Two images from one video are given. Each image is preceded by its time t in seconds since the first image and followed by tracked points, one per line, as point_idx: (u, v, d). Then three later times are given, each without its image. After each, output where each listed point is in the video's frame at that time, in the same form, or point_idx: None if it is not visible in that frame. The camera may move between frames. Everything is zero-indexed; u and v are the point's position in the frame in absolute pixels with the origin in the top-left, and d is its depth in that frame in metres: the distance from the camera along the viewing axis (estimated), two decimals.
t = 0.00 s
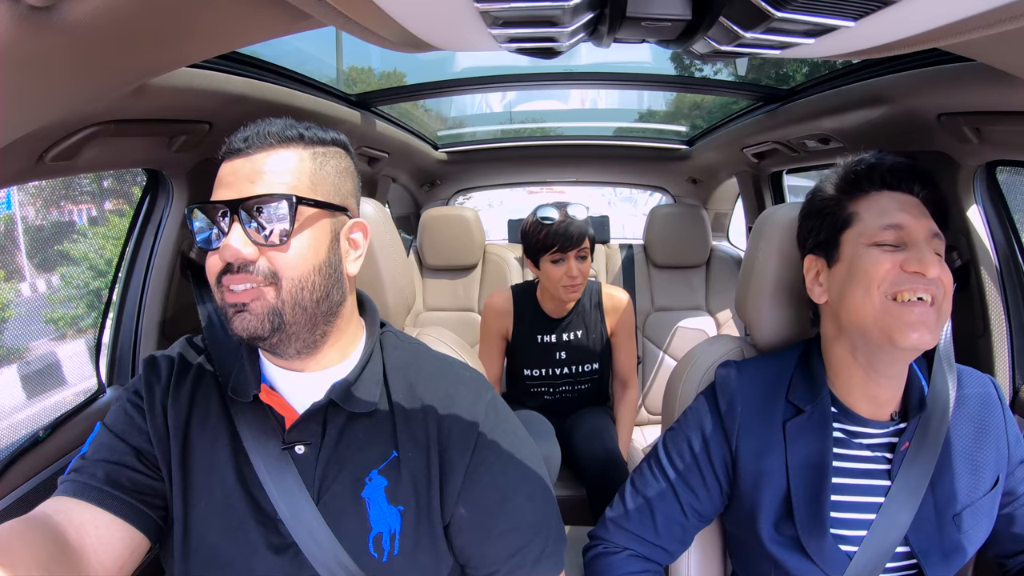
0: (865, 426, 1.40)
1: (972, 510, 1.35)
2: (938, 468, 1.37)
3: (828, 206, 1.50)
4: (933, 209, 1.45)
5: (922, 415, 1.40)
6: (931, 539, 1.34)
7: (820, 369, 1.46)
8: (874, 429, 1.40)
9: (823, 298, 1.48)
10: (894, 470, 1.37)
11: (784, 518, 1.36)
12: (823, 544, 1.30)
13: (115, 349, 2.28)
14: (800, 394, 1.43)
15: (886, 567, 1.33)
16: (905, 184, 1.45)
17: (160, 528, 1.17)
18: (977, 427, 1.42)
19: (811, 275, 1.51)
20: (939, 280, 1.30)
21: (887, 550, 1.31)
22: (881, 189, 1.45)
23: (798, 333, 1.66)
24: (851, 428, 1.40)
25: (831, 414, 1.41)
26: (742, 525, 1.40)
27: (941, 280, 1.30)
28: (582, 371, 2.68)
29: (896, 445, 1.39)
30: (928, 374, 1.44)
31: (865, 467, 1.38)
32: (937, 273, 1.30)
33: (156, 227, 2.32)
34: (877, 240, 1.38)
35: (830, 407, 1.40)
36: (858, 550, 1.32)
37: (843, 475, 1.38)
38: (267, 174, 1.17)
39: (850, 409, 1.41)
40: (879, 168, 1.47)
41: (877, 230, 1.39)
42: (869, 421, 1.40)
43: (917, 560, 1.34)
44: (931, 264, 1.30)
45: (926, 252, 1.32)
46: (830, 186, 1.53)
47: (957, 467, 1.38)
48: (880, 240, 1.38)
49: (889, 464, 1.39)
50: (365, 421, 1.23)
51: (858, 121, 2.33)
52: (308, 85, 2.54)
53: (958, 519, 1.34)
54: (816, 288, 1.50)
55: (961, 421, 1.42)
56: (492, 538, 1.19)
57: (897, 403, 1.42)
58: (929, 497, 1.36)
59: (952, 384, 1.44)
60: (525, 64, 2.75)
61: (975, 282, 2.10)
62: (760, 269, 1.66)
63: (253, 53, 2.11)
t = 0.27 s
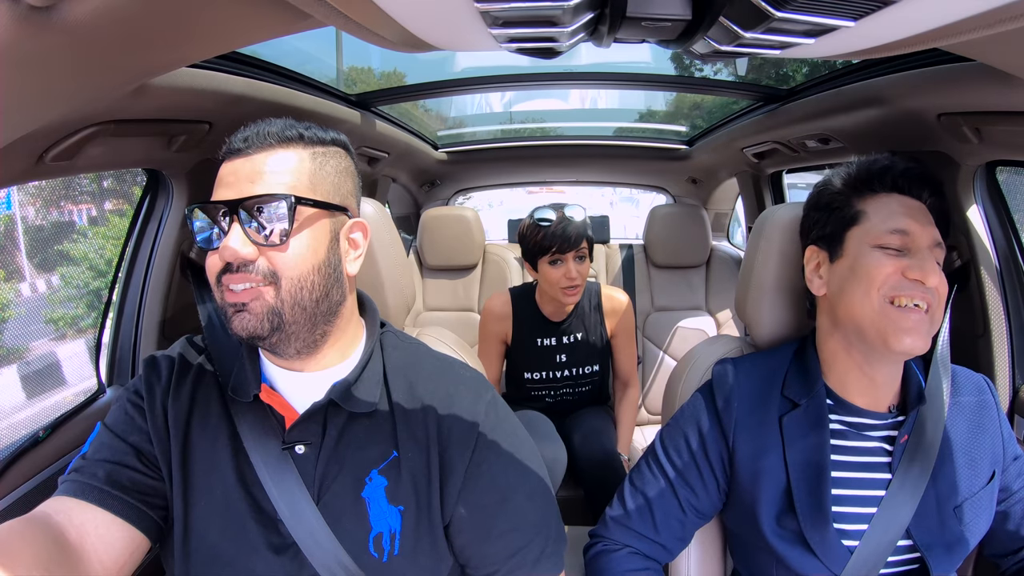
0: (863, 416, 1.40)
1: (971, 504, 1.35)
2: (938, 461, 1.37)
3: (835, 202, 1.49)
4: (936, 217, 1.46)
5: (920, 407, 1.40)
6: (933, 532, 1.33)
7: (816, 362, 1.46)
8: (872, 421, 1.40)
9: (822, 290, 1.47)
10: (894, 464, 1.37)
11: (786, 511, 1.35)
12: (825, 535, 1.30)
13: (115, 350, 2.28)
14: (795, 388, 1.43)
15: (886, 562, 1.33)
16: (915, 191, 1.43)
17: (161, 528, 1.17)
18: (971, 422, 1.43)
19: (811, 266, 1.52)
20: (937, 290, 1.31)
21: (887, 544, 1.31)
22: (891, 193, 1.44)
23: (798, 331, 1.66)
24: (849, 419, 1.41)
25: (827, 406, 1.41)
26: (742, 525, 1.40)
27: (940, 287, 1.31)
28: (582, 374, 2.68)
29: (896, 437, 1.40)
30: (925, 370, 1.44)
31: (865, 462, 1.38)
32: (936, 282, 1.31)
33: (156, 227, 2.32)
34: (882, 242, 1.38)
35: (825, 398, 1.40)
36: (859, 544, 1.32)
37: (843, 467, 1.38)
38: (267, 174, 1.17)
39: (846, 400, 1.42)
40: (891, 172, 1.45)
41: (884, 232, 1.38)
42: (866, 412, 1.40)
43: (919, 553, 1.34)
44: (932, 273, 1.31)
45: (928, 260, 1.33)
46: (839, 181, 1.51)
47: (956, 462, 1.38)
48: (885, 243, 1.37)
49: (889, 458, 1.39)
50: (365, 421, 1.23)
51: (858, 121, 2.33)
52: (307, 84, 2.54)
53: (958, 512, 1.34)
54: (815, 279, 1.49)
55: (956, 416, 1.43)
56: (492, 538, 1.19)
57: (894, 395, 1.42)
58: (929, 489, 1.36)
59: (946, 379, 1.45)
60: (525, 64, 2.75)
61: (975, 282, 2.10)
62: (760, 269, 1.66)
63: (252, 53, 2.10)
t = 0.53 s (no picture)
0: (860, 415, 1.40)
1: (969, 500, 1.35)
2: (936, 457, 1.37)
3: (849, 209, 1.43)
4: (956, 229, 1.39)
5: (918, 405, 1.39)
6: (932, 528, 1.33)
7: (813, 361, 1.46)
8: (869, 419, 1.40)
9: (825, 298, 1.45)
10: (892, 461, 1.37)
11: (784, 507, 1.35)
12: (824, 531, 1.30)
13: (115, 350, 2.28)
14: (791, 386, 1.43)
15: (886, 559, 1.32)
16: (933, 201, 1.37)
17: (162, 529, 1.17)
18: (968, 419, 1.43)
19: (817, 270, 1.49)
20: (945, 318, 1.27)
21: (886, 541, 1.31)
22: (908, 205, 1.37)
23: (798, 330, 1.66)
24: (847, 418, 1.41)
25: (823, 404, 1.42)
26: (742, 526, 1.40)
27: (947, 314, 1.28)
28: (582, 368, 2.68)
29: (893, 435, 1.39)
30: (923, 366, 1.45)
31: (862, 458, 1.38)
32: (946, 311, 1.27)
33: (156, 227, 2.32)
34: (893, 263, 1.33)
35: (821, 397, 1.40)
36: (858, 541, 1.32)
37: (842, 465, 1.38)
38: (264, 175, 1.17)
39: (842, 399, 1.42)
40: (910, 181, 1.37)
41: (896, 252, 1.33)
42: (863, 410, 1.40)
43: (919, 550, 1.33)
44: (942, 303, 1.26)
45: (940, 288, 1.28)
46: (856, 185, 1.43)
47: (954, 458, 1.38)
48: (895, 263, 1.33)
49: (886, 455, 1.39)
50: (365, 422, 1.23)
51: (858, 121, 2.33)
52: (307, 84, 2.54)
53: (956, 508, 1.35)
54: (821, 286, 1.47)
55: (954, 414, 1.43)
56: (492, 537, 1.19)
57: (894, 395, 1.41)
58: (928, 485, 1.36)
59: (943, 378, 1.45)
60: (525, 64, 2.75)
61: (975, 282, 2.10)
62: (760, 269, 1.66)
63: (252, 53, 2.10)
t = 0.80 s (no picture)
0: (854, 409, 1.41)
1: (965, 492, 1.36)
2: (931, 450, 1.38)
3: (839, 209, 1.43)
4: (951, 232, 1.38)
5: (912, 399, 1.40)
6: (930, 521, 1.33)
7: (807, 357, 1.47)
8: (861, 413, 1.41)
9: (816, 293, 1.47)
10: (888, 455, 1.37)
11: (784, 497, 1.35)
12: (823, 522, 1.30)
13: (115, 350, 2.28)
14: (785, 381, 1.44)
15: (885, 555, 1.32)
16: (927, 204, 1.35)
17: (161, 529, 1.17)
18: (958, 413, 1.44)
19: (810, 267, 1.51)
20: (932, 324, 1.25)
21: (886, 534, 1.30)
22: (899, 207, 1.36)
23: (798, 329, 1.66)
24: (843, 412, 1.42)
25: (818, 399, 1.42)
26: (741, 526, 1.40)
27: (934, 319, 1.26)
28: (581, 363, 2.66)
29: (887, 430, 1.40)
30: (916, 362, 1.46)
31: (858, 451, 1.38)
32: (930, 318, 1.25)
33: (156, 227, 2.32)
34: (880, 267, 1.32)
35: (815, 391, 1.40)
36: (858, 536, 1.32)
37: (840, 458, 1.38)
38: (263, 175, 1.17)
39: (835, 393, 1.42)
40: (903, 184, 1.36)
41: (884, 256, 1.32)
42: (856, 404, 1.41)
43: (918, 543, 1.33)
44: (927, 308, 1.25)
45: (926, 294, 1.27)
46: (848, 184, 1.43)
47: (950, 452, 1.39)
48: (882, 267, 1.32)
49: (882, 449, 1.39)
50: (365, 422, 1.23)
51: (858, 121, 2.33)
52: (308, 84, 2.54)
53: (953, 500, 1.35)
54: (812, 281, 1.49)
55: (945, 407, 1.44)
56: (492, 537, 1.19)
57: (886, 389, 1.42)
58: (924, 479, 1.36)
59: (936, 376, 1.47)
60: (525, 64, 2.75)
61: (975, 282, 2.09)
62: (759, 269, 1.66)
63: (252, 53, 2.10)
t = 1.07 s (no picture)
0: (858, 411, 1.41)
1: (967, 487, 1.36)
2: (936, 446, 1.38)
3: (845, 222, 1.41)
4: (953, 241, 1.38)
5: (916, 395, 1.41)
6: (931, 515, 1.34)
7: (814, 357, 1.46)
8: (868, 413, 1.41)
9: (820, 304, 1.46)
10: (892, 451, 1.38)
11: (793, 499, 1.35)
12: (834, 525, 1.31)
13: (115, 349, 2.28)
14: (794, 381, 1.43)
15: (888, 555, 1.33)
16: (932, 216, 1.35)
17: (160, 528, 1.17)
18: (960, 406, 1.44)
19: (813, 277, 1.49)
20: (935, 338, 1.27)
21: (891, 531, 1.31)
22: (905, 220, 1.35)
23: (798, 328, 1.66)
24: (847, 413, 1.41)
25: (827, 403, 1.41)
26: (742, 525, 1.40)
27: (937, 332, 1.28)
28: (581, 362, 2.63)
29: (894, 424, 1.41)
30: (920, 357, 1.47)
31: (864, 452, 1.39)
32: (934, 332, 1.27)
33: (156, 227, 2.32)
34: (885, 281, 1.32)
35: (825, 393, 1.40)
36: (864, 534, 1.32)
37: (846, 458, 1.38)
38: (263, 174, 1.17)
39: (842, 395, 1.42)
40: (908, 198, 1.35)
41: (889, 271, 1.33)
42: (860, 406, 1.41)
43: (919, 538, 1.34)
44: (932, 323, 1.26)
45: (931, 308, 1.27)
46: (852, 198, 1.42)
47: (952, 447, 1.39)
48: (886, 281, 1.33)
49: (886, 446, 1.40)
50: (365, 421, 1.23)
51: (858, 121, 2.33)
52: (308, 84, 2.54)
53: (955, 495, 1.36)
54: (815, 294, 1.48)
55: (948, 401, 1.44)
56: (492, 537, 1.19)
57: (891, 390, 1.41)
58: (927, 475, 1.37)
59: (942, 371, 1.46)
60: (525, 64, 2.75)
61: (975, 282, 2.09)
62: (760, 268, 1.66)
63: (252, 53, 2.10)
